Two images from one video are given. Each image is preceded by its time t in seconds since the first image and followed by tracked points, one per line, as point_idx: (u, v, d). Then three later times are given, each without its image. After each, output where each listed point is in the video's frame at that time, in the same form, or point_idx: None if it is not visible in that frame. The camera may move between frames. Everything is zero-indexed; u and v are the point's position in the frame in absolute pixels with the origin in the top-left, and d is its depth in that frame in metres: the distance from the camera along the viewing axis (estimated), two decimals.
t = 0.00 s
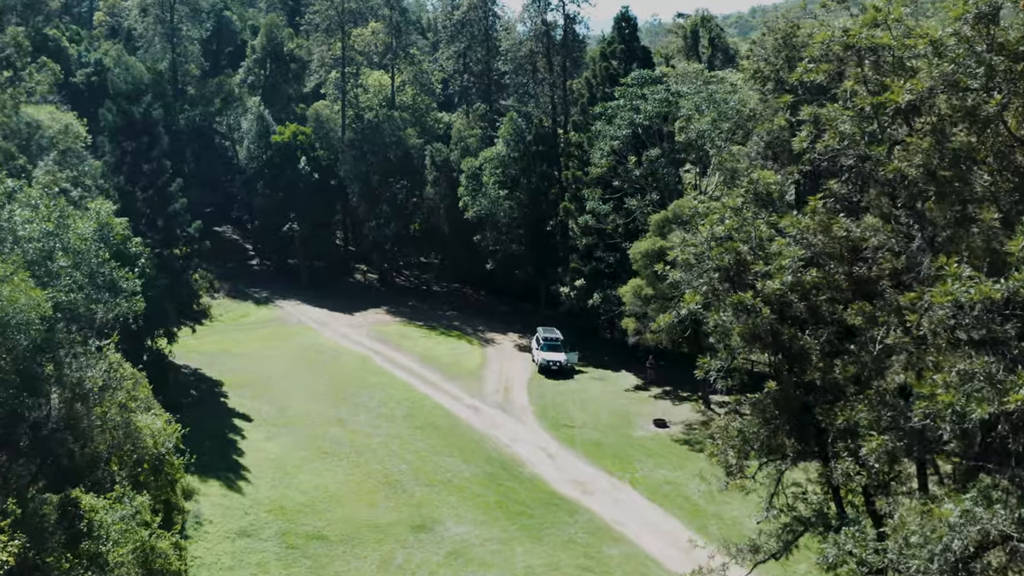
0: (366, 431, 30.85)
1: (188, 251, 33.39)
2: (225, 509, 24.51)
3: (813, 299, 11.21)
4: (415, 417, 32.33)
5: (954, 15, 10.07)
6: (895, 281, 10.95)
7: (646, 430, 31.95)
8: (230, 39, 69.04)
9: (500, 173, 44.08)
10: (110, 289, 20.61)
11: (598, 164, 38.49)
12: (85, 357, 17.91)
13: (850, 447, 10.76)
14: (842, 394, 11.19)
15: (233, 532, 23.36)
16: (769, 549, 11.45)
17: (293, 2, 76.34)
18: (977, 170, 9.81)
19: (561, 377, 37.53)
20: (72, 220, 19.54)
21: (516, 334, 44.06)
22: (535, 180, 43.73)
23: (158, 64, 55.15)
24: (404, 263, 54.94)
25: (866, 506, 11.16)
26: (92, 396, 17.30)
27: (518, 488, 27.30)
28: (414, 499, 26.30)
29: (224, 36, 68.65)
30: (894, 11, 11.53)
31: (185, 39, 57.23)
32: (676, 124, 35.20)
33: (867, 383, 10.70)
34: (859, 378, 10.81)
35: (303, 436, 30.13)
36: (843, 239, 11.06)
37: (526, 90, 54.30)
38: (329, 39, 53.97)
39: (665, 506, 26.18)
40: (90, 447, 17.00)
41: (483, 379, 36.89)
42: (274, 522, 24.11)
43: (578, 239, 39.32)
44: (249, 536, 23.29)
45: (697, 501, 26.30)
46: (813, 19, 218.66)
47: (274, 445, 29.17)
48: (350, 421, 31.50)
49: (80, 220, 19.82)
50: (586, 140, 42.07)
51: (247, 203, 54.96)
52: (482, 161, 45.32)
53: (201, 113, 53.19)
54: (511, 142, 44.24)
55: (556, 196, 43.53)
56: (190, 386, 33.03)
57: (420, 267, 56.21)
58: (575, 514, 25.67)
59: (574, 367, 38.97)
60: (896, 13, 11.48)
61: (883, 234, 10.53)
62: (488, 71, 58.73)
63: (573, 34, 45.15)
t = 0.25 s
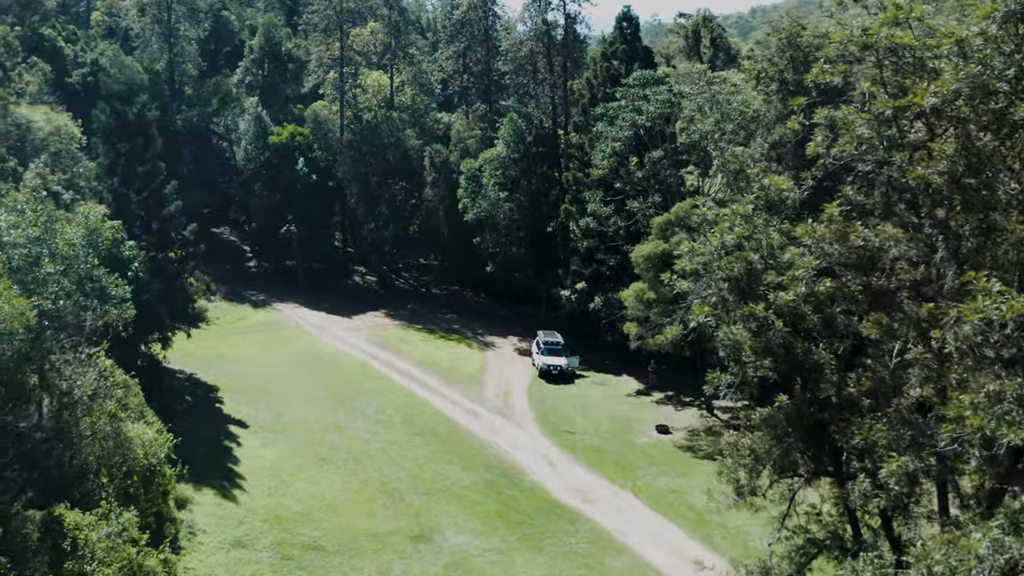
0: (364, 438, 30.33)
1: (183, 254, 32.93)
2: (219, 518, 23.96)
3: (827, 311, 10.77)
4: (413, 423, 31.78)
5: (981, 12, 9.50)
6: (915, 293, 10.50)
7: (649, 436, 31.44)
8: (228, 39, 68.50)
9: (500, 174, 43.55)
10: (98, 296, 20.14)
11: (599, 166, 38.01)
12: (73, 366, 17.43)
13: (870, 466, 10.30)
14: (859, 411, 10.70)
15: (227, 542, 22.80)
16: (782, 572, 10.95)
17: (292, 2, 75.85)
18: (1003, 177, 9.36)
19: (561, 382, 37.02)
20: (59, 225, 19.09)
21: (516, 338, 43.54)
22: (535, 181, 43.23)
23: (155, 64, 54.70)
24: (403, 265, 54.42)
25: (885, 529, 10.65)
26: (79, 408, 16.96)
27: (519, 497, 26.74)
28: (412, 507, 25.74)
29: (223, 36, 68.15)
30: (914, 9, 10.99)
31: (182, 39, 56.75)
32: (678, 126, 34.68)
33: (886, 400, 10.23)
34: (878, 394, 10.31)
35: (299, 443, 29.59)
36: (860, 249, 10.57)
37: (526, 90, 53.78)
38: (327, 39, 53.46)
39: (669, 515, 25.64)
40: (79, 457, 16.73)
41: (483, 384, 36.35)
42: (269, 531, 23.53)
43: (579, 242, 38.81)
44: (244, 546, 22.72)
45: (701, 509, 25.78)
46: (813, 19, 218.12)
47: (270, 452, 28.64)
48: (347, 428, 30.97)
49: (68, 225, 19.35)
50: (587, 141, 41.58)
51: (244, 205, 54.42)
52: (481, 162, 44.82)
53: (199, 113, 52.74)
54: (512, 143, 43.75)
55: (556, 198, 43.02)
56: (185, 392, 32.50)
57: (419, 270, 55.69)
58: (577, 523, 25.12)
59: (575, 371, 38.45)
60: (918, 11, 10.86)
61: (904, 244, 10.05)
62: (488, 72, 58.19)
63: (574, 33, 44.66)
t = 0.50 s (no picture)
0: (361, 445, 29.81)
1: (177, 257, 32.43)
2: (213, 529, 23.39)
3: (844, 324, 10.30)
4: (412, 430, 31.23)
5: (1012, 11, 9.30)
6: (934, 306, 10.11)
7: (650, 443, 30.93)
8: (226, 39, 67.96)
9: (500, 176, 43.03)
10: (86, 303, 19.69)
11: (601, 168, 37.51)
12: (60, 376, 16.94)
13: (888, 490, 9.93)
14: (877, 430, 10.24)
15: (221, 554, 22.24)
16: None
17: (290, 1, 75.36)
18: None
19: (562, 387, 36.51)
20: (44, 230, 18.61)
21: (516, 341, 43.03)
22: (535, 183, 42.75)
23: (151, 65, 54.21)
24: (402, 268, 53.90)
25: (905, 554, 10.20)
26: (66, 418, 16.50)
27: (519, 506, 26.20)
28: (411, 517, 25.19)
29: (221, 36, 67.61)
30: (940, 7, 10.44)
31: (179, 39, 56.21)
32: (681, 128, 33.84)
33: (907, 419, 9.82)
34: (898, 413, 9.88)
35: (295, 450, 29.05)
36: (879, 260, 10.16)
37: (526, 90, 53.22)
38: (325, 39, 52.97)
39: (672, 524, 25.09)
40: (68, 469, 16.27)
41: (483, 389, 35.83)
42: (264, 542, 22.95)
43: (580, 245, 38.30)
44: (238, 558, 22.13)
45: (704, 519, 25.23)
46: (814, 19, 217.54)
47: (265, 460, 28.10)
48: (345, 435, 30.43)
49: (55, 230, 18.88)
50: (588, 143, 41.09)
51: (242, 207, 53.88)
52: (481, 164, 44.31)
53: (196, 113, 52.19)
54: (511, 145, 43.23)
55: (557, 200, 42.49)
56: (179, 398, 31.96)
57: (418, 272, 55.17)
58: (579, 533, 24.57)
59: (575, 376, 37.92)
60: (943, 9, 10.36)
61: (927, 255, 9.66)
62: (488, 72, 57.64)
63: (574, 33, 44.16)
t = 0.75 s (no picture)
0: (358, 452, 29.30)
1: (172, 261, 31.99)
2: (207, 540, 22.76)
3: (862, 339, 10.21)
4: (410, 437, 30.68)
5: None
6: (958, 320, 10.07)
7: (653, 450, 30.42)
8: (223, 39, 67.46)
9: (500, 177, 42.57)
10: (71, 311, 19.27)
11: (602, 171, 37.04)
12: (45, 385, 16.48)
13: (911, 516, 9.69)
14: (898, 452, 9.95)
15: (214, 565, 21.58)
16: None
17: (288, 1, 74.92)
18: None
19: (562, 392, 36.03)
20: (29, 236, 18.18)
21: (517, 345, 42.54)
22: (536, 185, 42.30)
23: (148, 65, 53.76)
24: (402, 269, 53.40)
25: None
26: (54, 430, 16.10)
27: (519, 515, 25.65)
28: (408, 527, 24.64)
29: (219, 36, 67.12)
30: (968, 4, 10.18)
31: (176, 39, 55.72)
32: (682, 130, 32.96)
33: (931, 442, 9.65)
34: (920, 433, 9.71)
35: (291, 458, 28.51)
36: (901, 272, 10.01)
37: (526, 91, 52.68)
38: (324, 39, 52.52)
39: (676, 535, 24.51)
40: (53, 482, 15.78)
41: (482, 395, 35.31)
42: (259, 554, 22.30)
43: (581, 248, 37.82)
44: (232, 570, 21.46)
45: (709, 528, 24.68)
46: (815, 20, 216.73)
47: (261, 468, 27.56)
48: (342, 442, 29.90)
49: (40, 236, 18.46)
50: (589, 144, 40.65)
51: (239, 208, 53.35)
52: (480, 165, 43.81)
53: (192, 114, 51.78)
54: (512, 146, 42.73)
55: (557, 202, 41.97)
56: (174, 404, 31.43)
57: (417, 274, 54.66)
58: (580, 544, 24.00)
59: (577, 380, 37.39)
60: (972, 7, 10.11)
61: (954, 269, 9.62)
62: (487, 72, 57.09)
63: (575, 33, 43.72)
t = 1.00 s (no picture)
0: (355, 460, 28.73)
1: (165, 265, 31.45)
2: (199, 552, 22.18)
3: (883, 356, 10.00)
4: (408, 445, 30.07)
5: None
6: (985, 337, 9.86)
7: (656, 457, 29.87)
8: (221, 39, 66.89)
9: (500, 179, 42.02)
10: (57, 320, 18.75)
11: (603, 173, 36.47)
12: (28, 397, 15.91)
13: (936, 546, 9.47)
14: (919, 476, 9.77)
15: None
16: None
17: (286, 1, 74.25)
18: None
19: (563, 397, 35.49)
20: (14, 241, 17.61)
21: (517, 350, 41.99)
22: (537, 187, 41.78)
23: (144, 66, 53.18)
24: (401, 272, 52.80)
25: None
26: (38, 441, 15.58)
27: (519, 526, 25.07)
28: (406, 538, 24.04)
29: (216, 36, 66.47)
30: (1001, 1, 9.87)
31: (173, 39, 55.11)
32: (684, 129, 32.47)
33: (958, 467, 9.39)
34: (946, 455, 9.41)
35: (287, 467, 27.92)
36: (927, 286, 9.75)
37: (526, 92, 52.11)
38: (322, 39, 51.93)
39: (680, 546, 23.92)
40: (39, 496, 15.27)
41: (482, 401, 34.74)
42: (252, 566, 21.71)
43: (582, 251, 37.27)
44: None
45: (713, 539, 24.12)
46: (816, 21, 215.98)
47: (256, 478, 26.98)
48: (338, 450, 29.31)
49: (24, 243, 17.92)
50: (590, 146, 40.12)
51: (236, 210, 52.74)
52: (480, 167, 43.25)
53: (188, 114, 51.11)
54: (512, 147, 42.16)
55: (558, 204, 41.46)
56: (167, 411, 30.85)
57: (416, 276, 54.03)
58: (582, 556, 23.41)
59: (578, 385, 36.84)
60: (1006, 4, 9.82)
61: (988, 284, 9.34)
62: (487, 73, 56.50)
63: (576, 34, 43.18)
